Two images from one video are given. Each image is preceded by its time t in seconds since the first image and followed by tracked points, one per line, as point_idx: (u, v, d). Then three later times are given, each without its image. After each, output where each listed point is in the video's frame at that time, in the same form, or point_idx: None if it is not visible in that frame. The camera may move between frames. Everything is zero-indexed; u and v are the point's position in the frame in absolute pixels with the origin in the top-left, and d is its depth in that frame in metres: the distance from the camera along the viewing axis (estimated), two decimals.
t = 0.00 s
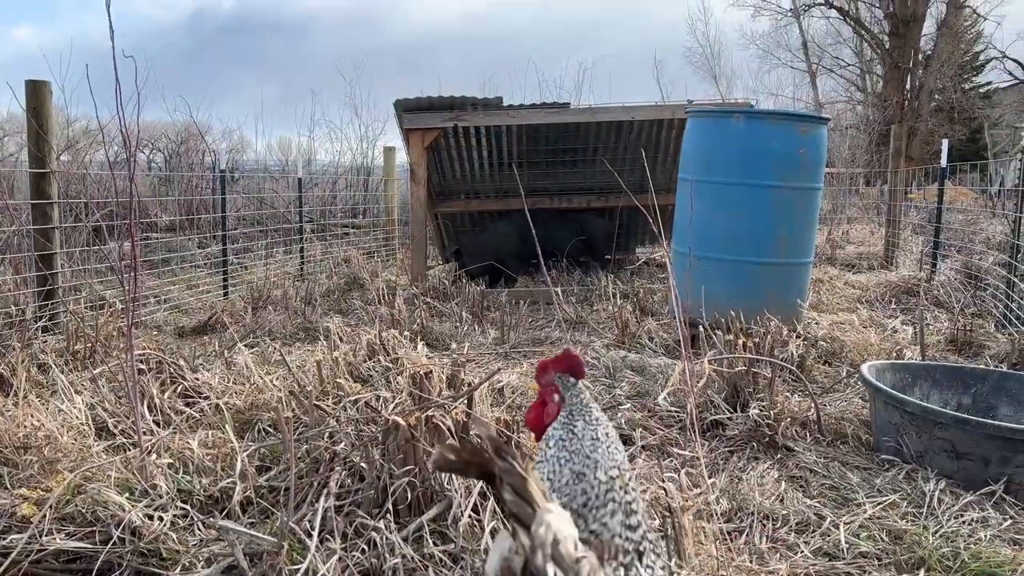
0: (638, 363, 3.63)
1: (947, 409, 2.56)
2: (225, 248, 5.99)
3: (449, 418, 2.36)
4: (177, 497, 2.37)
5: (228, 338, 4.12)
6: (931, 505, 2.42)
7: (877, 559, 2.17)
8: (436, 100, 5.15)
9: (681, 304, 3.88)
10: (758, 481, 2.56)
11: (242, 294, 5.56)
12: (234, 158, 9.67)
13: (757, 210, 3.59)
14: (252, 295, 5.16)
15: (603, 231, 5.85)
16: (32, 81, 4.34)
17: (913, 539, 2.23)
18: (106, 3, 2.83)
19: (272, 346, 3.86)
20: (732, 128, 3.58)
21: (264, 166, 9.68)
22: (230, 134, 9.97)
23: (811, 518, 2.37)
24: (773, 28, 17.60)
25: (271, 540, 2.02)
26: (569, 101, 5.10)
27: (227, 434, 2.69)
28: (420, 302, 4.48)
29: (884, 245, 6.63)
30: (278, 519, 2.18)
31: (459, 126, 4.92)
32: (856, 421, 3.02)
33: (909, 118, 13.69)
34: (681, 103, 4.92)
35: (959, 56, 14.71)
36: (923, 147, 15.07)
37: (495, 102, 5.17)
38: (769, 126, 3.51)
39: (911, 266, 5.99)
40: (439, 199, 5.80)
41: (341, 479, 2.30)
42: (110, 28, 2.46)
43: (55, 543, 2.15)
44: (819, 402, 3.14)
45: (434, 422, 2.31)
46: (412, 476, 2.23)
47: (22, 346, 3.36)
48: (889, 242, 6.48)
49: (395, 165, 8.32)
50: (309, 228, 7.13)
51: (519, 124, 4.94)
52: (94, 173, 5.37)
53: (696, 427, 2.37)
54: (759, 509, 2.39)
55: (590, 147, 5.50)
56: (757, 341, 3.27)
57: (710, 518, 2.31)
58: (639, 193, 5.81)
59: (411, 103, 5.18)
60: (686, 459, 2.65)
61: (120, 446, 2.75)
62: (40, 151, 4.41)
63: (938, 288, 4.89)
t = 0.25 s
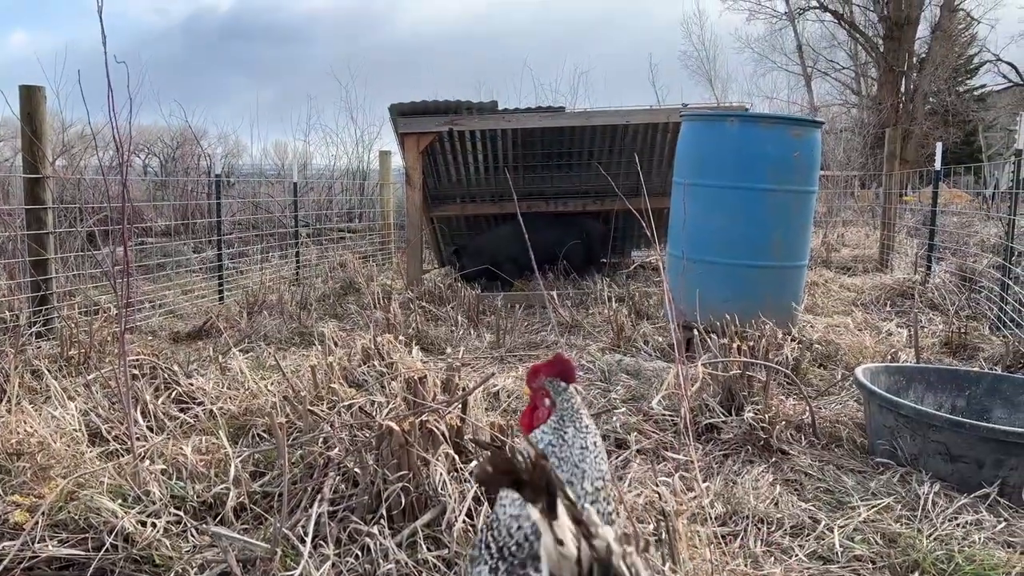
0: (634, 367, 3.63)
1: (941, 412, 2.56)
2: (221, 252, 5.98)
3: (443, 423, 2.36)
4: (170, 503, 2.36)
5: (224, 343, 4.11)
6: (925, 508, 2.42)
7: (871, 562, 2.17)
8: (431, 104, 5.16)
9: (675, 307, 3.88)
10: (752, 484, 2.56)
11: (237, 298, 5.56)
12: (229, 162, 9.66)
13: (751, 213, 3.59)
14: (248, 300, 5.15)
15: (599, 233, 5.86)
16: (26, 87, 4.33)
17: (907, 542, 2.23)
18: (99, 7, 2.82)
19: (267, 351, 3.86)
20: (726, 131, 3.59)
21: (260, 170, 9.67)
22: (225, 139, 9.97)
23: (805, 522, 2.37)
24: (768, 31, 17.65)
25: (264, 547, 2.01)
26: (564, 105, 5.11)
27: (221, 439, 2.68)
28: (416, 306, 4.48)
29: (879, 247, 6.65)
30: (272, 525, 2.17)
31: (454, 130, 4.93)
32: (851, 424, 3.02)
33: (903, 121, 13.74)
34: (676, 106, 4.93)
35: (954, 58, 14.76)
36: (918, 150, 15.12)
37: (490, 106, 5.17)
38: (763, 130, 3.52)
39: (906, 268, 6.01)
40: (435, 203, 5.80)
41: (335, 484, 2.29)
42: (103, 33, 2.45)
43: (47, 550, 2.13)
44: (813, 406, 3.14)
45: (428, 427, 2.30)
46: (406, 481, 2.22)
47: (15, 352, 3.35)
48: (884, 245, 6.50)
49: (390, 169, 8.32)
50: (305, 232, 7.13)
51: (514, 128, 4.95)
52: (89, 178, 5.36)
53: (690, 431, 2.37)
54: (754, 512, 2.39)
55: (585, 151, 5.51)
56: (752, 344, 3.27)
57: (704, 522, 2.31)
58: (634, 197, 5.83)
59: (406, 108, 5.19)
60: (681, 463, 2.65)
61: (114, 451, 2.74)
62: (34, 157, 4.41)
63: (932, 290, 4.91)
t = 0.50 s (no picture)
0: (630, 369, 3.63)
1: (937, 414, 2.57)
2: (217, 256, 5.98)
3: (440, 426, 2.36)
4: (166, 507, 2.35)
5: (220, 347, 4.11)
6: (922, 510, 2.43)
7: (868, 564, 2.17)
8: (427, 107, 5.16)
9: (671, 309, 3.89)
10: (749, 487, 2.56)
11: (234, 302, 5.55)
12: (226, 166, 9.66)
13: (748, 215, 3.60)
14: (244, 303, 5.15)
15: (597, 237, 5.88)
16: (21, 91, 4.33)
17: (904, 544, 2.23)
18: (94, 12, 2.82)
19: (264, 355, 3.85)
20: (722, 134, 3.59)
21: (256, 174, 9.67)
22: (222, 142, 9.96)
23: (802, 524, 2.37)
24: (764, 34, 17.70)
25: (261, 551, 2.00)
26: (560, 108, 5.12)
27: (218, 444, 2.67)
28: (412, 309, 4.48)
29: (875, 249, 6.66)
30: (268, 530, 2.16)
31: (450, 133, 4.93)
32: (847, 426, 3.03)
33: (899, 123, 13.78)
34: (672, 109, 4.94)
35: (949, 61, 14.80)
36: (914, 152, 15.16)
37: (486, 109, 5.18)
38: (758, 132, 3.52)
39: (902, 270, 6.02)
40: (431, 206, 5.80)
41: (331, 489, 2.29)
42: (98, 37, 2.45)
43: (42, 556, 2.12)
44: (810, 408, 3.15)
45: (424, 430, 2.30)
46: (403, 485, 2.22)
47: (10, 356, 3.34)
48: (880, 247, 6.51)
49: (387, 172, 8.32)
50: (302, 236, 7.13)
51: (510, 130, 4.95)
52: (85, 181, 5.36)
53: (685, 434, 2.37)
54: (751, 515, 2.39)
55: (581, 154, 5.51)
56: (749, 347, 3.27)
57: (701, 525, 2.31)
58: (632, 198, 5.82)
59: (402, 111, 5.19)
60: (677, 467, 2.66)
61: (109, 456, 2.72)
62: (29, 161, 4.40)
63: (928, 292, 4.92)
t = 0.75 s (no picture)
0: (626, 370, 3.63)
1: (932, 413, 2.57)
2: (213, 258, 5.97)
3: (436, 427, 2.36)
4: (161, 509, 2.34)
5: (216, 349, 4.10)
6: (917, 509, 2.43)
7: (863, 563, 2.18)
8: (423, 109, 5.16)
9: (667, 310, 3.89)
10: (745, 487, 2.56)
11: (230, 304, 5.55)
12: (222, 168, 9.65)
13: (743, 216, 3.60)
14: (240, 305, 5.14)
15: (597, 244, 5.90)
16: (16, 93, 4.32)
17: (899, 543, 2.23)
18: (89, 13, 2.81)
19: (259, 357, 3.84)
20: (717, 135, 3.60)
21: (252, 176, 9.66)
22: (218, 144, 9.95)
23: (798, 524, 2.38)
24: (760, 36, 17.75)
25: (256, 552, 1.99)
26: (555, 109, 5.13)
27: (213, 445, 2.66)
28: (408, 311, 4.48)
29: (871, 250, 6.68)
30: (263, 531, 2.16)
31: (446, 134, 4.93)
32: (842, 426, 3.04)
33: (894, 124, 13.82)
34: (667, 110, 4.95)
35: (944, 63, 14.85)
36: (909, 153, 15.22)
37: (482, 111, 5.18)
38: (753, 133, 3.53)
39: (897, 271, 6.04)
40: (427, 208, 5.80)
41: (327, 490, 2.28)
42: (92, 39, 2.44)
43: (37, 558, 2.10)
44: (805, 408, 3.15)
45: (420, 431, 2.30)
46: (398, 486, 2.22)
47: (5, 358, 3.33)
48: (875, 248, 6.53)
49: (383, 174, 8.32)
50: (298, 238, 7.12)
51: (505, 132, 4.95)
52: (80, 183, 5.34)
53: (681, 434, 2.38)
54: (746, 514, 2.39)
55: (577, 155, 5.52)
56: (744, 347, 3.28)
57: (696, 525, 2.32)
58: (628, 199, 5.83)
59: (398, 112, 5.19)
60: (673, 467, 2.66)
61: (104, 458, 2.71)
62: (24, 163, 4.39)
63: (923, 293, 4.93)
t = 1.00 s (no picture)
0: (624, 371, 3.63)
1: (929, 414, 2.57)
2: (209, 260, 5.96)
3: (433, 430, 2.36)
4: (158, 512, 2.32)
5: (212, 351, 4.10)
6: (914, 509, 2.44)
7: (861, 564, 2.18)
8: (419, 110, 5.16)
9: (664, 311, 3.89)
10: (742, 488, 2.57)
11: (226, 306, 5.54)
12: (218, 169, 9.64)
13: (740, 217, 3.60)
14: (236, 307, 5.13)
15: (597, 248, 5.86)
16: (12, 94, 4.31)
17: (897, 544, 2.23)
18: (85, 14, 2.80)
19: (256, 359, 3.84)
20: (714, 136, 3.60)
21: (249, 177, 9.65)
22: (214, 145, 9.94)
23: (795, 525, 2.38)
24: (756, 37, 17.78)
25: (253, 555, 1.99)
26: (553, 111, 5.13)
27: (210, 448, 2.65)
28: (405, 312, 4.47)
29: (867, 251, 6.70)
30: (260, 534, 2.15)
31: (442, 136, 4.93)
32: (840, 427, 3.04)
33: (890, 125, 13.86)
34: (664, 112, 4.95)
35: (940, 63, 14.89)
36: (905, 153, 15.26)
37: (479, 112, 5.18)
38: (750, 135, 3.53)
39: (894, 272, 6.06)
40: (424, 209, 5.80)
41: (325, 492, 2.28)
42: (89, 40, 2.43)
43: (33, 561, 2.09)
44: (802, 409, 3.16)
45: (418, 434, 2.30)
46: (396, 488, 2.21)
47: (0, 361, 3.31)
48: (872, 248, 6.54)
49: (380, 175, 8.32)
50: (294, 239, 7.12)
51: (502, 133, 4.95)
52: (76, 185, 5.33)
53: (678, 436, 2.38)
54: (744, 516, 2.39)
55: (574, 156, 5.52)
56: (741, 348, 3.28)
57: (693, 526, 2.32)
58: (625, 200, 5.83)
59: (395, 114, 5.19)
60: (671, 468, 2.66)
61: (100, 461, 2.69)
62: (20, 165, 4.37)
63: (920, 293, 4.94)
